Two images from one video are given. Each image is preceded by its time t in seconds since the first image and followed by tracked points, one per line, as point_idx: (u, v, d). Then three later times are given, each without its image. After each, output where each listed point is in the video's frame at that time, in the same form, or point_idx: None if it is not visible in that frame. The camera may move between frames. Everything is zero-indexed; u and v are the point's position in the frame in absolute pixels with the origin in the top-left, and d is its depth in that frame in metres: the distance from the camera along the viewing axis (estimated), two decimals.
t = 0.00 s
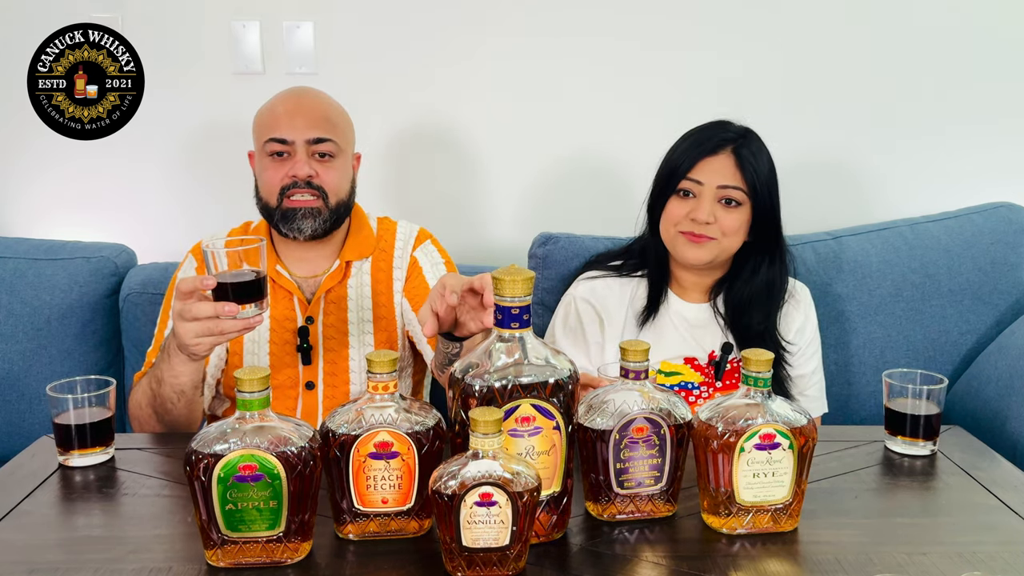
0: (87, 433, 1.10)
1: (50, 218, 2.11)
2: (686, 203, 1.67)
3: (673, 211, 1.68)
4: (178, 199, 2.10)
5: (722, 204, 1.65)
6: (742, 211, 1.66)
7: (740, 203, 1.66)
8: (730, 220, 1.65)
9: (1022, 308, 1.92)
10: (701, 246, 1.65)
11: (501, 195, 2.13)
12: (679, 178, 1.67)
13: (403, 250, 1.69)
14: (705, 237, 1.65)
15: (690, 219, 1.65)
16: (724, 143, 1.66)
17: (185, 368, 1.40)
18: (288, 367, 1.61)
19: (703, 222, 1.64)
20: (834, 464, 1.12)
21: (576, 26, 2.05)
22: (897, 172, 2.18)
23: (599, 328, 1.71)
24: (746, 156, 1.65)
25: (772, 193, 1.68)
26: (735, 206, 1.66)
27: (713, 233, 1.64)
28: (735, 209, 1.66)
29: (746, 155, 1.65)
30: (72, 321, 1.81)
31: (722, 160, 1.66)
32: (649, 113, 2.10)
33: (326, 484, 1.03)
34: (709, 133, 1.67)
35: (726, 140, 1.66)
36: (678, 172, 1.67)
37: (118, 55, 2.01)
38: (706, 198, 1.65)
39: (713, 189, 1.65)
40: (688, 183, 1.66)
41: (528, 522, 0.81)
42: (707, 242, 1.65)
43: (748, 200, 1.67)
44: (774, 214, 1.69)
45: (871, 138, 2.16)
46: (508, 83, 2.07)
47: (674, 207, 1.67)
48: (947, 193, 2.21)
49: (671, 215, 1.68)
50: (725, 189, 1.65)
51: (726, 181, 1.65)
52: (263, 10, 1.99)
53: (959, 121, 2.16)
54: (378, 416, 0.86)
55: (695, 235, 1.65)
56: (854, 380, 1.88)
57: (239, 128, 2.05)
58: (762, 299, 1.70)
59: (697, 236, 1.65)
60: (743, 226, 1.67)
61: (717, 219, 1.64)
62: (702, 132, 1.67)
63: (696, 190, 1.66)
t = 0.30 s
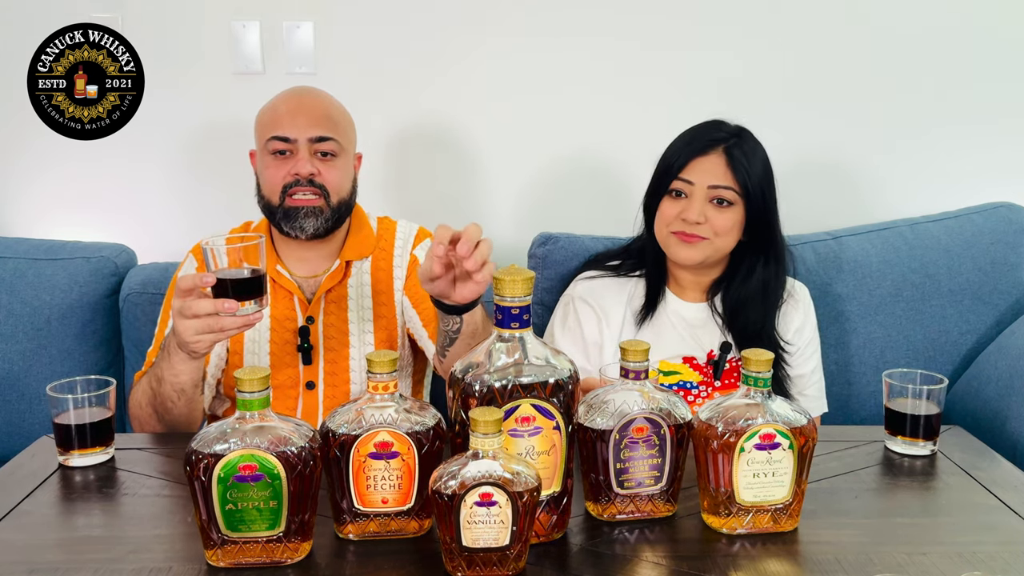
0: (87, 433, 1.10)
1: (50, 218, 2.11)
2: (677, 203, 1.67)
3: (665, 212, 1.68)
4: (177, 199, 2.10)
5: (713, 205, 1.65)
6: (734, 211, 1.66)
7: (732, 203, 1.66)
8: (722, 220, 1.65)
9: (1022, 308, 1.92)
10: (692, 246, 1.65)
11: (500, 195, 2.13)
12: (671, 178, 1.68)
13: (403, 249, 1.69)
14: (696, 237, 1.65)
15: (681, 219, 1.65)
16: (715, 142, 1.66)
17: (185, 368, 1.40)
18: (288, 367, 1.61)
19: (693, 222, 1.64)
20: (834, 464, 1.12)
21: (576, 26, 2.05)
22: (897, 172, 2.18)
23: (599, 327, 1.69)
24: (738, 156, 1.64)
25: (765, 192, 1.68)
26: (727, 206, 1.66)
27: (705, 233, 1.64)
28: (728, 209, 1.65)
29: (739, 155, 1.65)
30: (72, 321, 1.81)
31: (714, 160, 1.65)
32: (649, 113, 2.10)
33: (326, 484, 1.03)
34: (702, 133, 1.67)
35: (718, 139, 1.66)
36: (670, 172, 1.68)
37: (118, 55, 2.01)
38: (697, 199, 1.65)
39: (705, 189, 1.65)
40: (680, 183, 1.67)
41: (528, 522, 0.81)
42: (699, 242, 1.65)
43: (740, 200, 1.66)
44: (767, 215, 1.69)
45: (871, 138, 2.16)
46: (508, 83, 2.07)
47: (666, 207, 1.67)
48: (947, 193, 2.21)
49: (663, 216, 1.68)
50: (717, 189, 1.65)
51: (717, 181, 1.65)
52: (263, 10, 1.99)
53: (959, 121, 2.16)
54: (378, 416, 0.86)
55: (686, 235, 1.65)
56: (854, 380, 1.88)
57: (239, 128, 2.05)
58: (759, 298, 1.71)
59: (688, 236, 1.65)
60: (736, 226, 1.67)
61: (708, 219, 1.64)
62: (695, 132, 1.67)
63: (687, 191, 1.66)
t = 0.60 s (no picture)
0: (87, 433, 1.10)
1: (50, 218, 2.11)
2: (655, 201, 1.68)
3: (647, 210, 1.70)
4: (177, 199, 2.10)
5: (686, 203, 1.65)
6: (708, 209, 1.65)
7: (707, 202, 1.65)
8: (693, 218, 1.64)
9: (1022, 308, 1.92)
10: (664, 243, 1.66)
11: (500, 195, 2.13)
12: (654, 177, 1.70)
13: (403, 250, 1.68)
14: (667, 235, 1.65)
15: (656, 216, 1.67)
16: (693, 142, 1.66)
17: (186, 368, 1.40)
18: (289, 367, 1.61)
19: (664, 219, 1.65)
20: (834, 464, 1.12)
21: (576, 26, 2.05)
22: (898, 172, 2.18)
23: (599, 327, 1.70)
24: (714, 155, 1.64)
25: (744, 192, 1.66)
26: (701, 205, 1.65)
27: (675, 230, 1.65)
28: (701, 208, 1.65)
29: (714, 154, 1.64)
30: (72, 321, 1.81)
31: (692, 159, 1.66)
32: (649, 113, 2.10)
33: (326, 484, 1.03)
34: (685, 133, 1.68)
35: (697, 139, 1.66)
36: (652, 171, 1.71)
37: (118, 55, 2.01)
38: (671, 196, 1.66)
39: (679, 187, 1.65)
40: (659, 182, 1.68)
41: (528, 522, 0.81)
42: (671, 240, 1.65)
43: (713, 199, 1.65)
44: (750, 215, 1.67)
45: (871, 138, 2.16)
46: (508, 84, 2.07)
47: (646, 205, 1.70)
48: (947, 193, 2.21)
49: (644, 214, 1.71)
50: (689, 188, 1.64)
51: (690, 179, 1.65)
52: (263, 10, 1.99)
53: (959, 121, 2.16)
54: (378, 416, 0.86)
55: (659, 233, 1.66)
56: (854, 380, 1.88)
57: (239, 129, 2.05)
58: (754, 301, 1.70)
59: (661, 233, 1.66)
60: (711, 225, 1.65)
61: (680, 217, 1.64)
62: (681, 133, 1.69)
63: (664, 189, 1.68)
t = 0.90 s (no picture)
0: (87, 433, 1.10)
1: (50, 219, 2.11)
2: (660, 203, 1.68)
3: (651, 212, 1.69)
4: (177, 199, 2.10)
5: (693, 206, 1.65)
6: (714, 213, 1.65)
7: (713, 205, 1.65)
8: (700, 222, 1.64)
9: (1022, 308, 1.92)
10: (670, 246, 1.65)
11: (501, 195, 2.13)
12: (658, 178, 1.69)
13: (403, 252, 1.68)
14: (674, 238, 1.65)
15: (662, 219, 1.66)
16: (700, 145, 1.66)
17: (186, 370, 1.40)
18: (289, 368, 1.61)
19: (670, 222, 1.65)
20: (834, 464, 1.12)
21: (576, 26, 2.05)
22: (898, 172, 2.18)
23: (598, 328, 1.70)
24: (721, 158, 1.64)
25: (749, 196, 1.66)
26: (707, 208, 1.65)
27: (682, 234, 1.64)
28: (707, 211, 1.65)
29: (721, 157, 1.64)
30: (72, 321, 1.81)
31: (698, 161, 1.66)
32: (649, 113, 2.10)
33: (326, 484, 1.03)
34: (691, 135, 1.67)
35: (703, 142, 1.66)
36: (656, 172, 1.70)
37: (118, 55, 2.01)
38: (677, 199, 1.65)
39: (686, 190, 1.65)
40: (664, 183, 1.68)
41: (528, 522, 0.81)
42: (678, 244, 1.65)
43: (721, 203, 1.65)
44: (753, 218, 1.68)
45: (871, 138, 2.16)
46: (508, 84, 2.06)
47: (651, 207, 1.69)
48: (947, 193, 2.21)
49: (648, 215, 1.70)
50: (696, 191, 1.64)
51: (697, 182, 1.64)
52: (263, 10, 1.99)
53: (959, 121, 2.16)
54: (378, 416, 0.86)
55: (665, 236, 1.66)
56: (854, 380, 1.88)
57: (239, 129, 2.05)
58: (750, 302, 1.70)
59: (667, 236, 1.66)
60: (716, 228, 1.65)
61: (687, 220, 1.64)
62: (686, 133, 1.68)
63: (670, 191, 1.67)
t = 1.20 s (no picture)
0: (87, 433, 1.10)
1: (50, 219, 2.11)
2: (683, 209, 1.66)
3: (672, 217, 1.67)
4: (177, 199, 2.10)
5: (719, 213, 1.65)
6: (740, 220, 1.66)
7: (738, 213, 1.66)
8: (728, 230, 1.65)
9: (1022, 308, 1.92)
10: (697, 254, 1.66)
11: (500, 195, 2.13)
12: (681, 183, 1.67)
13: (403, 254, 1.68)
14: (702, 246, 1.65)
15: (688, 225, 1.65)
16: (727, 150, 1.65)
17: (188, 372, 1.40)
18: (289, 369, 1.61)
19: (699, 230, 1.64)
20: (834, 464, 1.12)
21: (576, 25, 2.05)
22: (898, 172, 2.18)
23: (596, 332, 1.70)
24: (749, 165, 1.64)
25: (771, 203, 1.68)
26: (733, 216, 1.66)
27: (711, 242, 1.65)
28: (733, 218, 1.66)
29: (748, 165, 1.65)
30: (72, 321, 1.81)
31: (725, 168, 1.65)
32: (648, 112, 2.10)
33: (326, 484, 1.03)
34: (715, 139, 1.66)
35: (730, 147, 1.65)
36: (679, 176, 1.66)
37: (118, 55, 2.01)
38: (704, 206, 1.65)
39: (713, 197, 1.64)
40: (688, 189, 1.66)
41: (528, 522, 0.81)
42: (704, 251, 1.65)
43: (746, 210, 1.67)
44: (772, 224, 1.69)
45: (871, 138, 2.16)
46: (507, 84, 2.06)
47: (672, 211, 1.67)
48: (947, 193, 2.21)
49: (668, 220, 1.68)
50: (725, 198, 1.64)
51: (726, 190, 1.64)
52: (263, 10, 1.99)
53: (959, 121, 2.16)
54: (378, 416, 0.86)
55: (690, 243, 1.66)
56: (854, 380, 1.88)
57: (239, 129, 2.05)
58: (755, 303, 1.70)
59: (692, 243, 1.65)
60: (739, 235, 1.67)
61: (715, 228, 1.64)
62: (709, 137, 1.66)
63: (695, 197, 1.66)
